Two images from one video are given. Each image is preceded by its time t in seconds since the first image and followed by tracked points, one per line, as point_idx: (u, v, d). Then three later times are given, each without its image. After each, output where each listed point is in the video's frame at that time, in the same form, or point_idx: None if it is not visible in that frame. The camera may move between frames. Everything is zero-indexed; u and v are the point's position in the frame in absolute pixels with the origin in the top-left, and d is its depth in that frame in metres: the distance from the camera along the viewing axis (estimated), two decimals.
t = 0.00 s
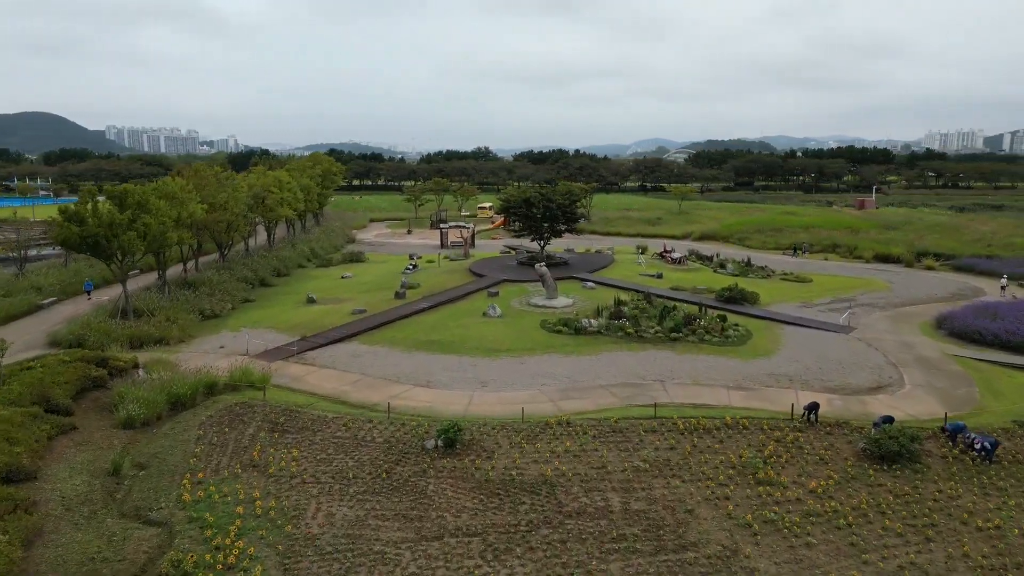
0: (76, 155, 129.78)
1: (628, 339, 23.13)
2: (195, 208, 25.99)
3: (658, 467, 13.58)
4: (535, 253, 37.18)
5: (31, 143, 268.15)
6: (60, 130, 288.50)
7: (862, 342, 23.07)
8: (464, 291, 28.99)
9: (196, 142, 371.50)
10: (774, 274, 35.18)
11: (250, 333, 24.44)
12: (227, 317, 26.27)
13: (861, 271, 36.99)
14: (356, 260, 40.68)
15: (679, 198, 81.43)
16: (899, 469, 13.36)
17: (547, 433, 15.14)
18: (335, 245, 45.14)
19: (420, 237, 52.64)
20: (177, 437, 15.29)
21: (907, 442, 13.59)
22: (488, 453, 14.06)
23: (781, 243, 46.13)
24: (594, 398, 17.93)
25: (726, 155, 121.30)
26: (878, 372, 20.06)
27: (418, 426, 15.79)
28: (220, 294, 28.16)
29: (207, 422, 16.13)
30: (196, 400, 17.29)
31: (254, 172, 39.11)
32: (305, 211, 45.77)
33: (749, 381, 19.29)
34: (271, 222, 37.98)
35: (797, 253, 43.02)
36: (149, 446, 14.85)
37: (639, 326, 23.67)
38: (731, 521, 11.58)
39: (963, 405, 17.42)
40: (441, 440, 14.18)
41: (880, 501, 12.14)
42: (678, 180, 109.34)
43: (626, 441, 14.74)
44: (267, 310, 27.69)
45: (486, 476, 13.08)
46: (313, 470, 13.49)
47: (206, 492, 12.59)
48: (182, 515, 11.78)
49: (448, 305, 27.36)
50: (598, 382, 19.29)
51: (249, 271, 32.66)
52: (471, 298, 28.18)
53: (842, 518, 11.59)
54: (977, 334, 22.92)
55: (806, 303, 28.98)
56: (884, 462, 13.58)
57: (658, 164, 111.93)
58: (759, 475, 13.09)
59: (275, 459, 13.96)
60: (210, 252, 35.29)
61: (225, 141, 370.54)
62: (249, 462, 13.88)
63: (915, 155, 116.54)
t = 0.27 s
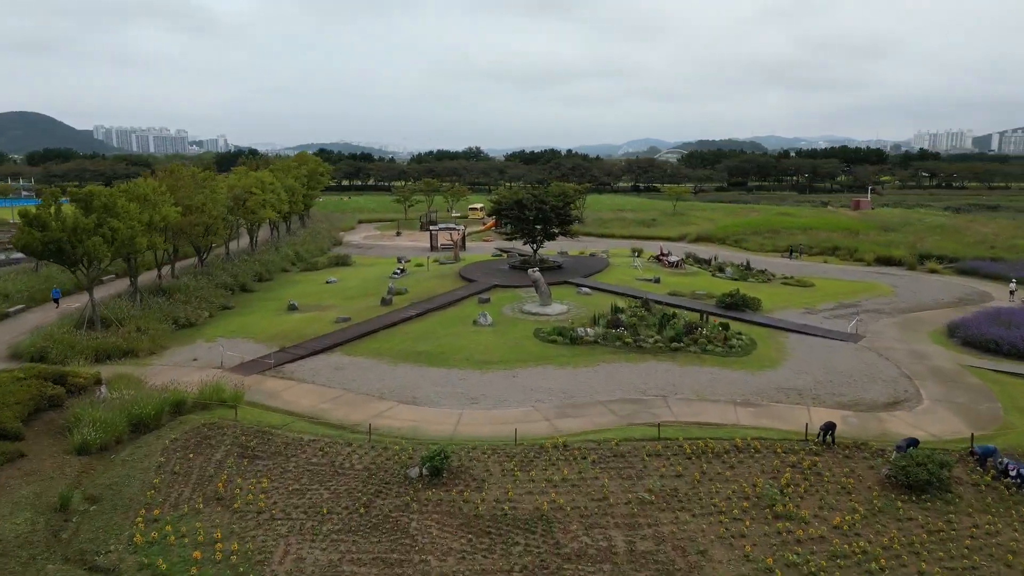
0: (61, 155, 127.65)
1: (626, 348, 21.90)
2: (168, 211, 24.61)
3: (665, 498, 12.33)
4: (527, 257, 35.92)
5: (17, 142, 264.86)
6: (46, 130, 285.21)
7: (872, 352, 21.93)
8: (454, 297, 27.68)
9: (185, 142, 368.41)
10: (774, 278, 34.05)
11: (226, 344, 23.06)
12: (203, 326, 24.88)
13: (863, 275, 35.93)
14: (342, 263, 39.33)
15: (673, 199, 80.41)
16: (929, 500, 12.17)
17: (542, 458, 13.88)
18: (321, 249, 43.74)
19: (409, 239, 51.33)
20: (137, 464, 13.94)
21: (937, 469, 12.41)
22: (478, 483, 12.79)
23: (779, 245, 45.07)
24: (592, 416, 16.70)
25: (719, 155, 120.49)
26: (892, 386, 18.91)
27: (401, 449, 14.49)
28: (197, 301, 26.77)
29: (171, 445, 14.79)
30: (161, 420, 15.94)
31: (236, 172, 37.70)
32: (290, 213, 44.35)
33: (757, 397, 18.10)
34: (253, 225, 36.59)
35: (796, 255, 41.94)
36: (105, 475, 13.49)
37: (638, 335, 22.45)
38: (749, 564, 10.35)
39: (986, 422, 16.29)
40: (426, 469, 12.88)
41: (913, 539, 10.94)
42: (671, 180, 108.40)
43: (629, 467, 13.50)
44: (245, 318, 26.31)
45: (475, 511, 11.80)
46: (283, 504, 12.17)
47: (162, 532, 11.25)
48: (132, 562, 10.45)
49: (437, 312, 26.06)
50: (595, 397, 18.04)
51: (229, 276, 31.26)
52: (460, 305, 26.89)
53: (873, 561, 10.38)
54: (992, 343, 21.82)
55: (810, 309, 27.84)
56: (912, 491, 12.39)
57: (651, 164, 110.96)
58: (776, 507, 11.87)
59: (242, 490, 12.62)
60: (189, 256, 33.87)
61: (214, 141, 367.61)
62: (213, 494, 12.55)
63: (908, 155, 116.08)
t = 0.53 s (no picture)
0: (52, 155, 126.02)
1: (631, 360, 20.63)
2: (146, 214, 23.31)
3: (681, 537, 11.02)
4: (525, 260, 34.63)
5: (10, 142, 262.94)
6: (40, 130, 283.32)
7: (891, 364, 20.67)
8: (448, 304, 26.36)
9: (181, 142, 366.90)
10: (781, 283, 32.79)
11: (205, 355, 21.74)
12: (182, 336, 23.55)
13: (872, 279, 34.69)
14: (334, 267, 38.01)
15: (672, 199, 79.17)
16: (977, 541, 10.88)
17: (542, 489, 12.58)
18: (313, 252, 42.41)
19: (404, 242, 50.01)
20: (95, 495, 12.60)
21: (984, 506, 11.12)
22: (471, 519, 11.49)
23: (783, 248, 43.84)
24: (596, 437, 15.41)
25: (718, 155, 119.36)
26: (918, 403, 17.62)
27: (389, 478, 13.18)
28: (177, 308, 25.45)
29: (135, 473, 13.48)
30: (127, 443, 14.63)
31: (223, 173, 36.37)
32: (280, 215, 43.02)
33: (773, 415, 16.81)
34: (241, 227, 35.27)
35: (802, 258, 40.70)
36: (57, 510, 12.16)
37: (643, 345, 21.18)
38: None
39: None
40: (414, 503, 11.57)
41: None
42: (670, 180, 107.21)
43: (639, 499, 12.22)
44: (228, 327, 24.98)
45: (469, 555, 10.48)
46: (253, 545, 10.86)
47: None
48: None
49: (430, 320, 24.73)
50: (599, 415, 16.76)
51: (214, 281, 29.93)
52: (455, 313, 25.57)
53: None
54: (1019, 354, 20.57)
55: (821, 317, 26.58)
56: (957, 530, 11.11)
57: (649, 164, 109.74)
58: (806, 549, 10.60)
59: (208, 530, 11.29)
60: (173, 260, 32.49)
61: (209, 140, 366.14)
62: (175, 534, 11.21)
63: (909, 155, 115.02)
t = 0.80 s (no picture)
0: (47, 155, 124.74)
1: (639, 373, 19.35)
2: (125, 217, 22.02)
3: None
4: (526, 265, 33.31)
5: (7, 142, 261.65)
6: (38, 129, 281.95)
7: (916, 378, 19.38)
8: (445, 311, 25.07)
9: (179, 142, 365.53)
10: (792, 288, 31.50)
11: (186, 368, 20.46)
12: (163, 346, 22.30)
13: (886, 284, 33.41)
14: (328, 271, 36.69)
15: (675, 200, 77.90)
16: None
17: (545, 527, 11.30)
18: (306, 255, 41.08)
19: (401, 244, 48.69)
20: (48, 534, 11.33)
21: None
22: (466, 565, 10.20)
23: (791, 250, 42.54)
24: (604, 462, 14.13)
25: (720, 155, 118.11)
26: (950, 422, 16.34)
27: (375, 512, 11.90)
28: (159, 317, 24.16)
29: (95, 507, 12.19)
30: (90, 471, 13.35)
31: (213, 173, 35.06)
32: (272, 217, 41.68)
33: (794, 435, 15.54)
34: (230, 230, 33.96)
35: (811, 262, 39.41)
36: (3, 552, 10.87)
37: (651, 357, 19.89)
38: None
39: None
40: (402, 545, 10.28)
41: None
42: (672, 181, 105.86)
43: (654, 540, 10.93)
44: (213, 336, 23.69)
45: None
46: None
47: None
48: None
49: (425, 329, 23.45)
50: (606, 436, 15.47)
51: (200, 287, 28.62)
52: (452, 321, 24.29)
53: None
54: None
55: (837, 325, 25.30)
56: None
57: (651, 164, 108.47)
58: None
59: None
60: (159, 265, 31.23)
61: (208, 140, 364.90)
62: None
63: (914, 155, 113.70)
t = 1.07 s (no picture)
0: (43, 155, 123.54)
1: (650, 389, 18.03)
2: (100, 221, 20.70)
3: None
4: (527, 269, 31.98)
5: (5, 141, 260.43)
6: (36, 129, 280.64)
7: (946, 394, 18.04)
8: (442, 320, 23.72)
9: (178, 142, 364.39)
10: (805, 294, 30.14)
11: (164, 383, 19.14)
12: (142, 359, 20.99)
13: (902, 290, 32.06)
14: (321, 275, 35.36)
15: (678, 201, 76.60)
16: None
17: None
18: (300, 259, 39.76)
19: (398, 247, 47.39)
20: None
21: None
22: None
23: (801, 254, 41.21)
24: (615, 493, 12.79)
25: (722, 155, 116.82)
26: (989, 446, 15.00)
27: (360, 556, 10.55)
28: (139, 327, 22.84)
29: (45, 550, 10.83)
30: (43, 506, 12.00)
31: (202, 172, 33.67)
32: (264, 219, 40.32)
33: (821, 462, 14.20)
34: (219, 233, 32.61)
35: (822, 266, 38.07)
36: None
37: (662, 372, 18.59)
38: None
39: None
40: None
41: None
42: (674, 181, 104.58)
43: None
44: (196, 347, 22.37)
45: None
46: None
47: None
48: None
49: (421, 340, 22.10)
50: (615, 462, 14.15)
51: (185, 294, 27.30)
52: (449, 330, 22.95)
53: None
54: None
55: (856, 334, 23.96)
56: None
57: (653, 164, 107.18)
58: None
59: None
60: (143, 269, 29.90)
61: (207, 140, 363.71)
62: None
63: (919, 155, 112.37)
